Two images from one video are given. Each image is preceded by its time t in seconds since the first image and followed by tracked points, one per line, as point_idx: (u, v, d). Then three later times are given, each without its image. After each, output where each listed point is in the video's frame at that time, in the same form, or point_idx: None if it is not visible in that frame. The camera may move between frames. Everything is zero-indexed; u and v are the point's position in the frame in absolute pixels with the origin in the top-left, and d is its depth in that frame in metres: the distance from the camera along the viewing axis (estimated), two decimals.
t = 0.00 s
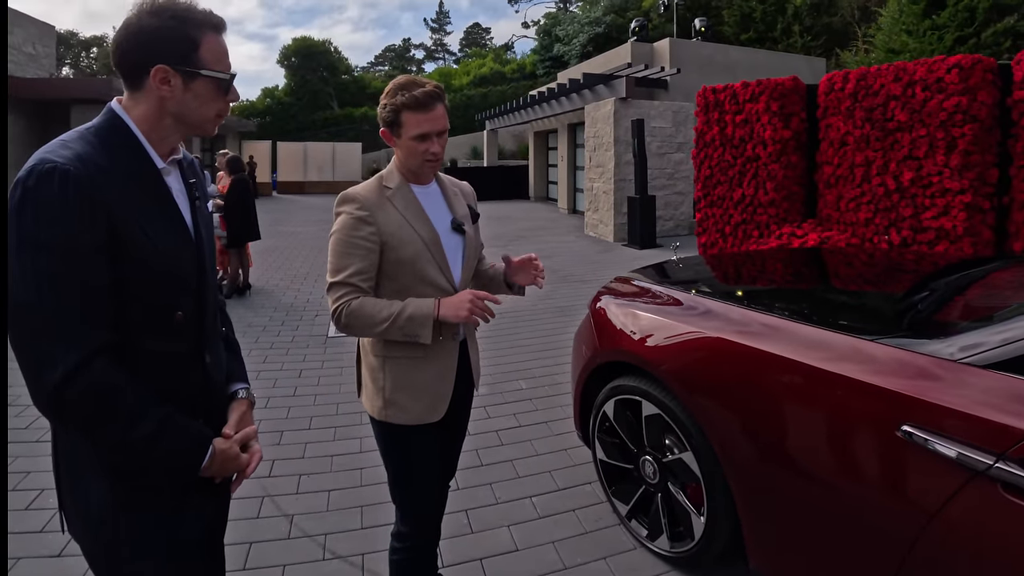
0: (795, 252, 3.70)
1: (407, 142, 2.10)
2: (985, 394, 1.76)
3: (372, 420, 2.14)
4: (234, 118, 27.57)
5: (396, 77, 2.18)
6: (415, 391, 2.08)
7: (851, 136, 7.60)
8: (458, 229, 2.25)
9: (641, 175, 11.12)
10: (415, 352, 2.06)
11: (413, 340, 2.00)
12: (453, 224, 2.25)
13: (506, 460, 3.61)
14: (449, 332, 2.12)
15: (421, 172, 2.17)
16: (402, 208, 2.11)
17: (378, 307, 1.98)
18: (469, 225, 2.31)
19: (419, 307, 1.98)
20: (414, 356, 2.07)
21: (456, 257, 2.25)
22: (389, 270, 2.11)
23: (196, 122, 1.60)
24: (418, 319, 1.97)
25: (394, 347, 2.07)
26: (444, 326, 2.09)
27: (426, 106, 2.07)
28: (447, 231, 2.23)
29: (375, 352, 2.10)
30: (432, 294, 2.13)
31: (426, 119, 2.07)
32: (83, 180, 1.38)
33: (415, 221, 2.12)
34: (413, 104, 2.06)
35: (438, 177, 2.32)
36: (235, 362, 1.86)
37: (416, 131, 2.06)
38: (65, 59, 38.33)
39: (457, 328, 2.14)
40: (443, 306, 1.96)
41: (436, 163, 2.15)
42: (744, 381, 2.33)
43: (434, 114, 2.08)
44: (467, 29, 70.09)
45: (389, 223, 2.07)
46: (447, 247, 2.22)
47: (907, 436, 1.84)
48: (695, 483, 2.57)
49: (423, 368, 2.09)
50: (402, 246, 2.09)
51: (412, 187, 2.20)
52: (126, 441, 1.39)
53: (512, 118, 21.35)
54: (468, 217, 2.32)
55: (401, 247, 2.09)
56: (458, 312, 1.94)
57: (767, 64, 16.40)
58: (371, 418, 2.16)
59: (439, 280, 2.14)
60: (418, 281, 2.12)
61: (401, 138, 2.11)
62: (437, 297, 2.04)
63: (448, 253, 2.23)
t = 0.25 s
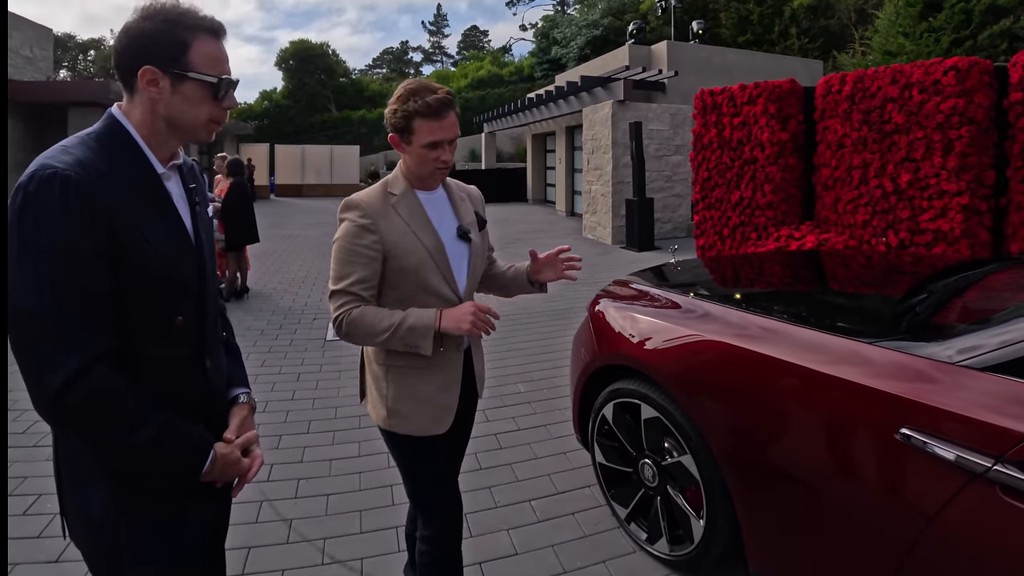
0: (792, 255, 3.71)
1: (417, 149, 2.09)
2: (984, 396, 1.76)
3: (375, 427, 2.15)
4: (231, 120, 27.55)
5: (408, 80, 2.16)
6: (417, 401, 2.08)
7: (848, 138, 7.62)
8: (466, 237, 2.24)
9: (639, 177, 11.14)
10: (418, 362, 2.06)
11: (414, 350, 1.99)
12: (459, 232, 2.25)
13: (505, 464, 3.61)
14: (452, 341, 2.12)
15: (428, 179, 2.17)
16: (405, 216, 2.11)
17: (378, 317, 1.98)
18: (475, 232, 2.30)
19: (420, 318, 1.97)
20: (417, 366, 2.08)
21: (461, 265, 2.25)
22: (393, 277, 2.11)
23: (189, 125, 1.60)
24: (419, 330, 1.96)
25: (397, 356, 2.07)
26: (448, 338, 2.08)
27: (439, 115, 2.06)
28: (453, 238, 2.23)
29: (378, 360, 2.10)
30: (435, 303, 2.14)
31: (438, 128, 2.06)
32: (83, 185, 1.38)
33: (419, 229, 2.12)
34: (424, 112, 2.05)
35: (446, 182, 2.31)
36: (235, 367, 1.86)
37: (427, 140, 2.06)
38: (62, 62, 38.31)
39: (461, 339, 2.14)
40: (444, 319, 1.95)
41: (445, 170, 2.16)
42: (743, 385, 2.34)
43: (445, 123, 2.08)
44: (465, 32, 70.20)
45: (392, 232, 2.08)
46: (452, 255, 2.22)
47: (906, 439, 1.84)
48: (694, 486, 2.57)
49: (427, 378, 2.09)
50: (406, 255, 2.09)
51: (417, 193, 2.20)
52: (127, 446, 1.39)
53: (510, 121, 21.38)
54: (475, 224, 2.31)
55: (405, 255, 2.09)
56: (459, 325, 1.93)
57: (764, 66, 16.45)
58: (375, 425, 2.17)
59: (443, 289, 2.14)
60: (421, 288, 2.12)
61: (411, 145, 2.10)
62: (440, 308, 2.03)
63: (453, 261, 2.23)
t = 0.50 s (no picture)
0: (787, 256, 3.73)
1: (430, 159, 2.08)
2: (977, 396, 1.78)
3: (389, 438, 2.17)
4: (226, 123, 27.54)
5: (421, 86, 2.13)
6: (430, 417, 2.08)
7: (842, 140, 7.66)
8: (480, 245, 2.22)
9: (634, 179, 11.16)
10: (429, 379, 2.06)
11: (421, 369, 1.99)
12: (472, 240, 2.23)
13: (502, 466, 3.62)
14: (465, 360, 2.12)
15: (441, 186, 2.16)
16: (414, 228, 2.10)
17: (385, 334, 1.98)
18: (490, 238, 2.28)
19: (427, 337, 1.96)
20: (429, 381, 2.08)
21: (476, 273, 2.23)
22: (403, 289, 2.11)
23: (175, 129, 1.59)
24: (425, 350, 1.95)
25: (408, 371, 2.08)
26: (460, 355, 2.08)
27: (453, 124, 2.03)
28: (465, 246, 2.22)
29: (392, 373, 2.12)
30: (447, 315, 2.13)
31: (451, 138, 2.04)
32: (81, 190, 1.39)
33: (428, 241, 2.11)
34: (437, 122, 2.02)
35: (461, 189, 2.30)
36: (234, 371, 1.87)
37: (441, 151, 2.05)
38: (56, 64, 38.26)
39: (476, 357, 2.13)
40: (451, 340, 1.93)
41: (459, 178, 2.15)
42: (738, 386, 2.35)
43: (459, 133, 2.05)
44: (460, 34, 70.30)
45: (400, 244, 2.07)
46: (465, 264, 2.21)
47: (900, 439, 1.86)
48: (690, 487, 2.58)
49: (437, 395, 2.09)
50: (416, 267, 2.08)
51: (426, 201, 2.20)
52: (124, 448, 1.39)
53: (505, 123, 21.41)
54: (490, 230, 2.29)
55: (414, 268, 2.08)
56: (465, 347, 1.91)
57: (759, 68, 16.51)
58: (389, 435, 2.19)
59: (453, 299, 2.13)
60: (431, 300, 2.12)
61: (424, 155, 2.09)
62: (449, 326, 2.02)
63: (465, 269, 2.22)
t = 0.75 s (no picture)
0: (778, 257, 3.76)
1: (451, 164, 2.02)
2: (965, 394, 1.80)
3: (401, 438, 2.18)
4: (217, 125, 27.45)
5: (442, 83, 2.05)
6: (444, 424, 2.08)
7: (833, 141, 7.71)
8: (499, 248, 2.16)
9: (626, 181, 11.19)
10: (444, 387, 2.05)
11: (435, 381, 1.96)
12: (492, 243, 2.16)
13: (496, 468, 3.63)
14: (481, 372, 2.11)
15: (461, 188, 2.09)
16: (430, 233, 2.05)
17: (399, 343, 1.94)
18: (510, 241, 2.21)
19: (442, 350, 1.93)
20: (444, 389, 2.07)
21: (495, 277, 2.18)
22: (418, 295, 2.07)
23: (173, 131, 1.59)
24: (440, 363, 1.91)
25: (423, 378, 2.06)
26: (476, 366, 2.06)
27: (475, 128, 1.97)
28: (485, 250, 2.15)
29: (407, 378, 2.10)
30: (463, 321, 2.10)
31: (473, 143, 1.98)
32: (72, 190, 1.39)
33: (445, 247, 2.05)
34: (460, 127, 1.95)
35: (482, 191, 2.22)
36: (230, 377, 1.88)
37: (462, 156, 1.99)
38: (45, 66, 38.04)
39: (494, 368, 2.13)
40: (467, 355, 1.90)
41: (479, 183, 2.09)
42: (730, 386, 2.37)
43: (482, 138, 1.99)
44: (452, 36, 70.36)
45: (415, 250, 2.02)
46: (484, 268, 2.16)
47: (888, 437, 1.88)
48: (682, 486, 2.60)
49: (452, 404, 2.09)
50: (432, 274, 2.03)
51: (443, 202, 2.14)
52: (107, 448, 1.39)
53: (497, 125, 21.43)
54: (511, 232, 2.22)
55: (430, 274, 2.03)
56: (481, 363, 1.87)
57: (750, 70, 16.60)
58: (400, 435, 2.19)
59: (469, 306, 2.09)
60: (447, 305, 2.08)
61: (444, 159, 2.03)
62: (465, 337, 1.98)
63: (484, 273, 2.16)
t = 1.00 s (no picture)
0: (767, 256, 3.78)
1: (504, 178, 1.94)
2: (952, 391, 1.82)
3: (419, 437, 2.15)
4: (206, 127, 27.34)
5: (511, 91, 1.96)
6: (460, 433, 2.03)
7: (821, 142, 7.76)
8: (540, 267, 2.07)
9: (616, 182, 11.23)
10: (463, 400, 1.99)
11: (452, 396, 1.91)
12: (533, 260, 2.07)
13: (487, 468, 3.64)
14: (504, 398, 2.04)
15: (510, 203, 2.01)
16: (469, 245, 1.98)
17: (424, 353, 1.89)
18: (552, 261, 2.12)
19: (462, 367, 1.87)
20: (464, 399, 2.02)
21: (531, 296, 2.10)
22: (448, 305, 2.00)
23: (173, 133, 1.59)
24: (459, 381, 1.86)
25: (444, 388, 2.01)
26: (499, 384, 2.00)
27: (536, 148, 1.88)
28: (524, 267, 2.07)
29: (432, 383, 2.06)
30: (493, 338, 2.03)
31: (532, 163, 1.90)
32: (66, 192, 1.39)
33: (484, 262, 1.98)
34: (522, 144, 1.87)
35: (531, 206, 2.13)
36: (225, 385, 1.88)
37: (518, 174, 1.90)
38: (32, 67, 37.79)
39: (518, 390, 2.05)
40: (488, 377, 1.85)
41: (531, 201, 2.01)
42: (719, 384, 2.39)
43: (542, 158, 1.91)
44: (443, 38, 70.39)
45: (452, 260, 1.95)
46: (522, 287, 2.07)
47: (874, 433, 1.90)
48: (672, 485, 2.62)
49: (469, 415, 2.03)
50: (466, 287, 1.96)
51: (487, 213, 2.06)
52: (100, 461, 1.40)
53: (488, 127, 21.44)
54: (554, 252, 2.13)
55: (463, 287, 1.97)
56: (501, 390, 1.82)
57: (739, 72, 16.69)
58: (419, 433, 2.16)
59: (501, 323, 2.02)
60: (477, 320, 2.01)
61: (497, 171, 1.94)
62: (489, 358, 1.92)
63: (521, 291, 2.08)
